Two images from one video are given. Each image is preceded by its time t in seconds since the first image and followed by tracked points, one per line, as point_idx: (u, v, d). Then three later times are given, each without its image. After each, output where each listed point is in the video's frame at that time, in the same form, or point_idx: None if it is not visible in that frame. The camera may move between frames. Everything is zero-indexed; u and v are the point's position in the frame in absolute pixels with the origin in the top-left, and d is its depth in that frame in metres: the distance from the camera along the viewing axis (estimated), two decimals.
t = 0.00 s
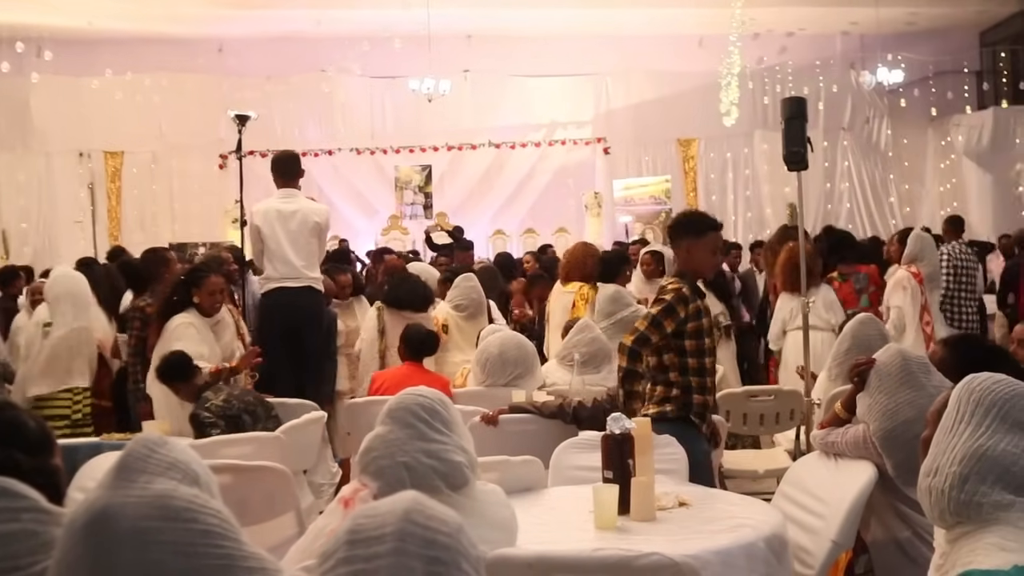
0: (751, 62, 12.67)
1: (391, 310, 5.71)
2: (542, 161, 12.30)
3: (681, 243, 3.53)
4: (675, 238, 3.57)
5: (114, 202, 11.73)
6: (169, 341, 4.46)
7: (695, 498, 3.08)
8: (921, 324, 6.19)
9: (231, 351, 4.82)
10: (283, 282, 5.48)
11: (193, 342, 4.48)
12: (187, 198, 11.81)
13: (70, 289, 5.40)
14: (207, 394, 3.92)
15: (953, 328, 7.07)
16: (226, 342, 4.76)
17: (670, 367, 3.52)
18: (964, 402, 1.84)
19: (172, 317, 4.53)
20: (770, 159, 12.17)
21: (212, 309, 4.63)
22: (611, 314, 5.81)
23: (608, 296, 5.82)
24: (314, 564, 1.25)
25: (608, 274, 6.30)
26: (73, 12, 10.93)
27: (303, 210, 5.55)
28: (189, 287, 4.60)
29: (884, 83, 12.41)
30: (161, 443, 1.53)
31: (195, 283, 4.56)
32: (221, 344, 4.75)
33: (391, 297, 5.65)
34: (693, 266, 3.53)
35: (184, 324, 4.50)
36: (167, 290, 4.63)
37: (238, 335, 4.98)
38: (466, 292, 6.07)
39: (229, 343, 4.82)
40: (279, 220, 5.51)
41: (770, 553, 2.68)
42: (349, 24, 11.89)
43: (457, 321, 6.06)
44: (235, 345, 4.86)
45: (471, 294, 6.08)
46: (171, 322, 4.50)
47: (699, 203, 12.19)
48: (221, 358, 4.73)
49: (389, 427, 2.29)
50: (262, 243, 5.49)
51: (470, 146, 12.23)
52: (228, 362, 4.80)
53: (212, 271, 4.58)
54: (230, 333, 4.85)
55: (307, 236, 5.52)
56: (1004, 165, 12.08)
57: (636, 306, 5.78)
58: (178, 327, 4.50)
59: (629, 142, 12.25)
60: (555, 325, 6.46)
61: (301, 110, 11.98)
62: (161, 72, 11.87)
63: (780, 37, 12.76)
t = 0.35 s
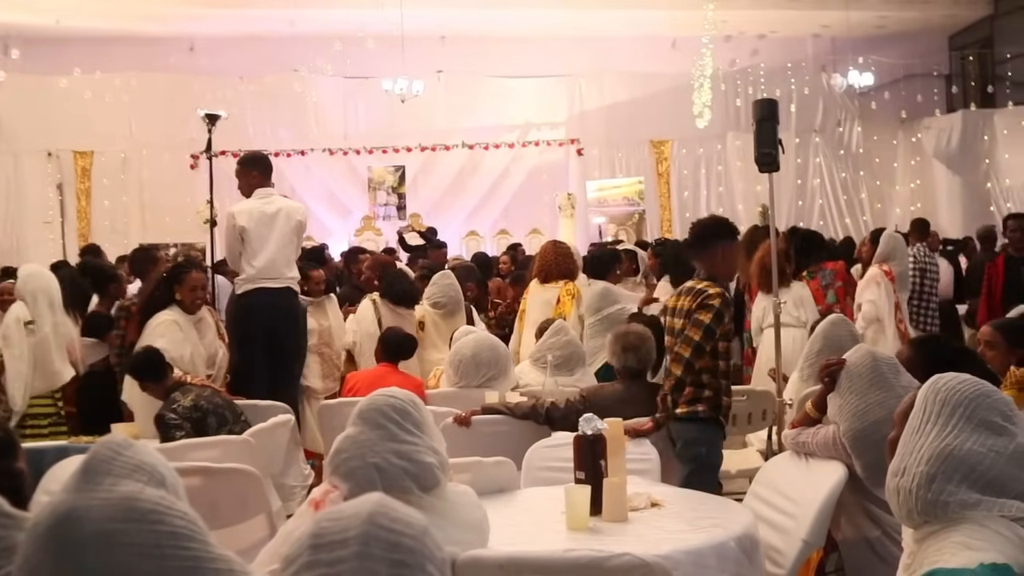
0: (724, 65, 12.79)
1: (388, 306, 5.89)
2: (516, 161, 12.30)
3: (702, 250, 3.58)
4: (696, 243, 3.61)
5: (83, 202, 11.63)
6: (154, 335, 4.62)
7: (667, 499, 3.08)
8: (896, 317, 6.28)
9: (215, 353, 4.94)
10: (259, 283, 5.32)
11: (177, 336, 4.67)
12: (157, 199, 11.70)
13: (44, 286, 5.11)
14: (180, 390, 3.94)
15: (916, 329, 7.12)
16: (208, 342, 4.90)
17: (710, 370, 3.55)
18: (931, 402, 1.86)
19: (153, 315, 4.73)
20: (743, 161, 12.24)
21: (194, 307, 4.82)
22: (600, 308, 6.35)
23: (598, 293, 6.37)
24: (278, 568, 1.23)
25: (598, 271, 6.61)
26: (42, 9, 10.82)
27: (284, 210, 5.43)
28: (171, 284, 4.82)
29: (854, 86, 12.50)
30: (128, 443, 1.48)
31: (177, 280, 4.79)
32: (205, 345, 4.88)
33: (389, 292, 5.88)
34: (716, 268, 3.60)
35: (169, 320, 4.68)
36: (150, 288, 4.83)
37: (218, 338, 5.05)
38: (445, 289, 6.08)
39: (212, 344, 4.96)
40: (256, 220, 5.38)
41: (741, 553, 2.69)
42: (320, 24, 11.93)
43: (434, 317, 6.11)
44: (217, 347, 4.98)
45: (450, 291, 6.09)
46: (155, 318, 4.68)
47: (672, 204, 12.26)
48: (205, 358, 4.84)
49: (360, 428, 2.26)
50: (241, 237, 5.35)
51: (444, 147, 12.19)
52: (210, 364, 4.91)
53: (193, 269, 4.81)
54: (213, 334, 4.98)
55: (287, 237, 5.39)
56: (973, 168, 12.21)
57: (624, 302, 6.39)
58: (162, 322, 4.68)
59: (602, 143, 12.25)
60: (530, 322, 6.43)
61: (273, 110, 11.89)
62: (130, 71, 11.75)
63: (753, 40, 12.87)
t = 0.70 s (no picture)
0: (700, 66, 12.89)
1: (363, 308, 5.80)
2: (493, 162, 12.30)
3: (721, 248, 3.93)
4: (713, 243, 3.95)
5: (55, 202, 11.50)
6: (142, 332, 4.53)
7: (643, 499, 3.09)
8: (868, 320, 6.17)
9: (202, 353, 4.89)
10: (242, 281, 5.25)
11: (165, 333, 4.60)
12: (132, 199, 11.61)
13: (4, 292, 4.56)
14: (171, 392, 3.96)
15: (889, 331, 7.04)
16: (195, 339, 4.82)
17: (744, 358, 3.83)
18: (903, 401, 1.87)
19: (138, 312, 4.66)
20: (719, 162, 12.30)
21: (180, 303, 4.75)
22: (589, 306, 6.06)
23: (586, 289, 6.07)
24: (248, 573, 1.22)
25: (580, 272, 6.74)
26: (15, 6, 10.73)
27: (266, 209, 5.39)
28: (156, 281, 4.74)
29: (830, 88, 12.62)
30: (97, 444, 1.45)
31: (161, 277, 4.71)
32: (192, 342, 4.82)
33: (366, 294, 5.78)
34: (732, 264, 3.97)
35: (157, 317, 4.59)
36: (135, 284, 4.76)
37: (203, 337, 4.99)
38: (412, 291, 6.02)
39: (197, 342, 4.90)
40: (243, 219, 5.29)
41: (716, 553, 2.69)
42: (298, 22, 11.86)
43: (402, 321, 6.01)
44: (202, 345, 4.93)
45: (417, 293, 6.03)
46: (142, 314, 4.58)
47: (648, 205, 12.26)
48: (192, 356, 4.79)
49: (335, 428, 2.23)
50: (228, 238, 5.24)
51: (421, 147, 12.16)
52: (196, 361, 4.86)
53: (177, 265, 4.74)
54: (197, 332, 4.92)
55: (272, 236, 5.36)
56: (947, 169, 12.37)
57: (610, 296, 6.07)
58: (149, 319, 4.58)
59: (579, 144, 12.30)
60: (509, 324, 6.45)
61: (249, 109, 11.83)
62: (105, 70, 11.66)
63: (729, 41, 13.02)
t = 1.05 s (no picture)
0: (673, 67, 12.95)
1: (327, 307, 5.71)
2: (467, 163, 12.29)
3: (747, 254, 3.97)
4: (738, 251, 3.99)
5: (23, 202, 11.36)
6: (122, 326, 4.48)
7: (615, 499, 3.10)
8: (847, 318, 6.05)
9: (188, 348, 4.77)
10: (217, 282, 5.19)
11: (148, 328, 4.51)
12: (102, 199, 11.50)
13: None
14: (148, 395, 3.93)
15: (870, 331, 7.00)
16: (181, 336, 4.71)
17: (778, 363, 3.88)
18: (870, 402, 1.89)
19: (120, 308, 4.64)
20: (692, 163, 12.35)
21: (164, 298, 4.68)
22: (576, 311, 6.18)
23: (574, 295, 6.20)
24: None
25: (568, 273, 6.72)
26: None
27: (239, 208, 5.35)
28: (138, 276, 4.71)
29: (801, 89, 12.71)
30: (62, 446, 1.42)
31: (144, 271, 4.66)
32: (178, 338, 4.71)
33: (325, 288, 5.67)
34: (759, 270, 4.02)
35: (139, 312, 4.53)
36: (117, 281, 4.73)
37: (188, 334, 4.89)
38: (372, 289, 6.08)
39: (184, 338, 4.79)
40: (219, 219, 5.24)
41: (687, 553, 2.70)
42: (270, 21, 11.79)
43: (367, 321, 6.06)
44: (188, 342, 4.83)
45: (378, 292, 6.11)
46: (125, 307, 4.54)
47: (622, 206, 12.30)
48: (178, 351, 4.68)
49: (315, 429, 2.16)
50: (205, 238, 5.18)
51: (394, 147, 12.13)
52: (184, 358, 4.74)
53: (161, 260, 4.69)
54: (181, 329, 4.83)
55: (246, 236, 5.31)
56: (917, 171, 12.53)
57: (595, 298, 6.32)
58: (133, 313, 4.52)
59: (553, 144, 12.31)
60: (483, 325, 6.45)
61: (221, 108, 11.75)
62: (74, 68, 11.54)
63: (702, 43, 13.09)
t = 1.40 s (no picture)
0: (648, 69, 13.02)
1: (314, 311, 5.72)
2: (442, 163, 12.27)
3: (784, 252, 4.39)
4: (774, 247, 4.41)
5: None
6: (92, 324, 4.44)
7: (586, 500, 3.10)
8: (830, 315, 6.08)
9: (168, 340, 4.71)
10: (189, 281, 5.16)
11: (118, 323, 4.48)
12: (72, 197, 11.39)
13: None
14: (121, 399, 3.88)
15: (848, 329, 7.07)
16: (159, 329, 4.67)
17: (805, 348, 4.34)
18: (839, 403, 1.91)
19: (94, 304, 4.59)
20: (666, 165, 12.37)
21: (138, 293, 4.63)
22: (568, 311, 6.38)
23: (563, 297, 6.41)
24: None
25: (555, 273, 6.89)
26: None
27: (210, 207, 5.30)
28: (111, 273, 4.65)
29: (775, 93, 12.77)
30: (26, 448, 1.39)
31: (120, 266, 4.62)
32: (155, 332, 4.65)
33: (307, 294, 5.69)
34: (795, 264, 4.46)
35: (111, 309, 4.49)
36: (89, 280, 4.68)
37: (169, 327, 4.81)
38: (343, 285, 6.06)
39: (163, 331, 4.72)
40: (190, 217, 5.18)
41: (659, 553, 2.71)
42: (244, 18, 11.72)
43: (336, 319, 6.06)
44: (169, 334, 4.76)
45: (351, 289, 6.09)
46: (96, 305, 4.50)
47: (596, 206, 12.35)
48: (155, 345, 4.62)
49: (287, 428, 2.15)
50: (178, 237, 5.12)
51: (369, 147, 12.09)
52: (164, 351, 4.68)
53: (138, 254, 4.66)
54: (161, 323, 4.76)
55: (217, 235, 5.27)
56: (889, 175, 12.67)
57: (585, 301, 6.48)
58: (105, 311, 4.49)
59: (528, 145, 12.33)
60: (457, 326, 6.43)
61: (194, 105, 11.67)
62: (43, 64, 11.40)
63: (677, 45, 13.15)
